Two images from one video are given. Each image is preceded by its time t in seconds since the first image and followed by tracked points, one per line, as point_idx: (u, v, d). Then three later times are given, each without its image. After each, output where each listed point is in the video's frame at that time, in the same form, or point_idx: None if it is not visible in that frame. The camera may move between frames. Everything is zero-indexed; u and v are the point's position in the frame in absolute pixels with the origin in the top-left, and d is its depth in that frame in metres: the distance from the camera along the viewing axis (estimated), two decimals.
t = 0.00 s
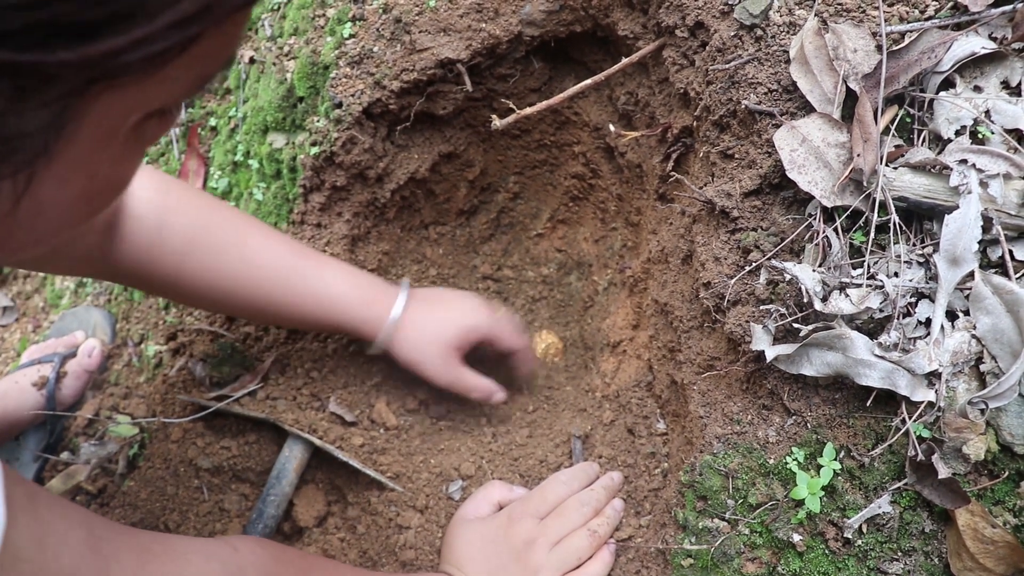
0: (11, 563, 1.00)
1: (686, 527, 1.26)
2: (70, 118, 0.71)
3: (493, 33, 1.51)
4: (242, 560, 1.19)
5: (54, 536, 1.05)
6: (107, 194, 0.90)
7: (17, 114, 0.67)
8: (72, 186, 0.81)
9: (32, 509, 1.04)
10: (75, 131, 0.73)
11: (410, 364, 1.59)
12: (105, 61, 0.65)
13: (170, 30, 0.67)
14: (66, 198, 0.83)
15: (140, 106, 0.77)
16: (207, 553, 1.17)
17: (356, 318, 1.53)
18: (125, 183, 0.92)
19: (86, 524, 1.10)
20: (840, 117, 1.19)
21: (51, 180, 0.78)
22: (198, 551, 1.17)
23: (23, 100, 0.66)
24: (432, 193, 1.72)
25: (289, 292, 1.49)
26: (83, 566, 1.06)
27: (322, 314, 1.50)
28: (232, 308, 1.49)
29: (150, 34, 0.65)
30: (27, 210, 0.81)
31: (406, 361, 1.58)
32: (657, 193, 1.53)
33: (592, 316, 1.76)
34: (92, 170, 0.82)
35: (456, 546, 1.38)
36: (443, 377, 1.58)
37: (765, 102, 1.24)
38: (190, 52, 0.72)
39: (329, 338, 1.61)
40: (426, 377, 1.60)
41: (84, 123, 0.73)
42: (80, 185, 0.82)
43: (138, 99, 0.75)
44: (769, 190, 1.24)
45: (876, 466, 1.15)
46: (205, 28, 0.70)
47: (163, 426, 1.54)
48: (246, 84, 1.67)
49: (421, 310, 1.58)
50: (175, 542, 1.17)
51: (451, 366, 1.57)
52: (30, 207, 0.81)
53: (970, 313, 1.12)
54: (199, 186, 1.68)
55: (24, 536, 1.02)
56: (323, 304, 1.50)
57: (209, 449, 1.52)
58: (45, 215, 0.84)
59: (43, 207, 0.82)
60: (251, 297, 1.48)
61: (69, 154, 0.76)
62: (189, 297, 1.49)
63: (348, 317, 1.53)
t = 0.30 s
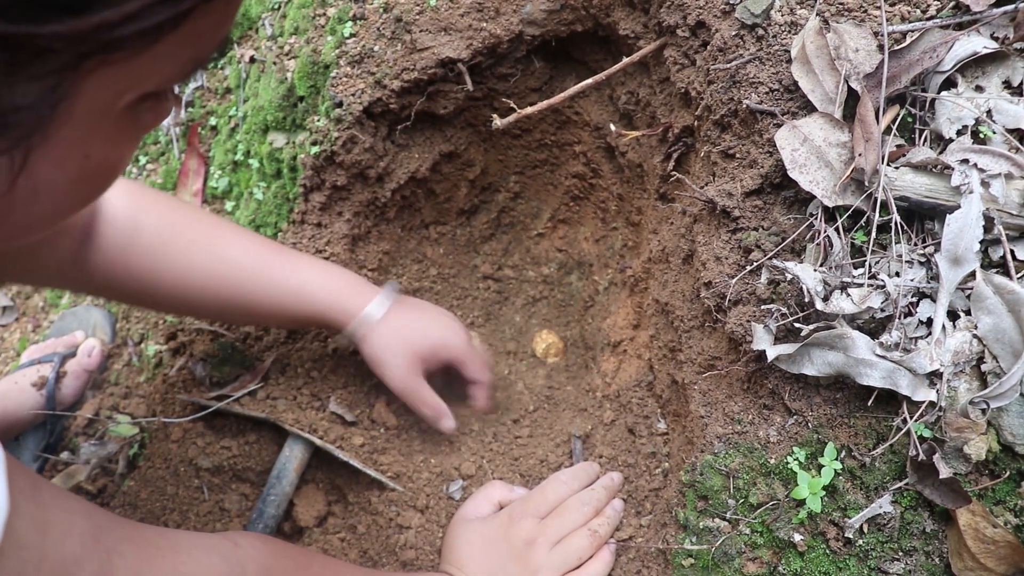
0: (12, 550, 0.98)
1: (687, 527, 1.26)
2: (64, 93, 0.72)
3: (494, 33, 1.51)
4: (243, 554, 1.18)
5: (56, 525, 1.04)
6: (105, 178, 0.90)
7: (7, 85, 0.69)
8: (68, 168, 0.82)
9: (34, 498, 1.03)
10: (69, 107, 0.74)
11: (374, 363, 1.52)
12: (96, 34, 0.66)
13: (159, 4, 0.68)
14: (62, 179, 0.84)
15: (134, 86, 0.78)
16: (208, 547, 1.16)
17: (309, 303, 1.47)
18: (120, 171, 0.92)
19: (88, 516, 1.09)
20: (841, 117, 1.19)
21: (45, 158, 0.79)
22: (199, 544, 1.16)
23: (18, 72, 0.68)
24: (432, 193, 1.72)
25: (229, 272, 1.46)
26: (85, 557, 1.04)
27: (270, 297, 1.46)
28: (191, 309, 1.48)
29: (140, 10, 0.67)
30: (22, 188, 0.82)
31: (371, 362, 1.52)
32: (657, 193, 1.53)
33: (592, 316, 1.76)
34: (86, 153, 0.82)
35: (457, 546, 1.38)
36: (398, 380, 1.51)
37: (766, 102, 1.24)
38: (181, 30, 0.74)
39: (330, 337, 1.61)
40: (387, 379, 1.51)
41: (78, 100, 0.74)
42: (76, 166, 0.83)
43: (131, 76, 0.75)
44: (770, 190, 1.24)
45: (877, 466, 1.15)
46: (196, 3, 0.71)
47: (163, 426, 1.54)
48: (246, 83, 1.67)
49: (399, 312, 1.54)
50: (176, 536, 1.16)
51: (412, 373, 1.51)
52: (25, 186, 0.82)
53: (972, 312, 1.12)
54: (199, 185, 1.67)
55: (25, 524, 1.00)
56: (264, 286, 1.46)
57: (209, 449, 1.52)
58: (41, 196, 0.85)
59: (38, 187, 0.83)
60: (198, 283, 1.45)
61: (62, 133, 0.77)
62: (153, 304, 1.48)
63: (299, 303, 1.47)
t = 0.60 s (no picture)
0: (14, 520, 0.93)
1: (686, 527, 1.26)
2: (57, 58, 0.74)
3: (492, 33, 1.51)
4: (243, 541, 1.15)
5: (58, 498, 0.99)
6: (97, 154, 0.91)
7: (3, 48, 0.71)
8: (60, 140, 0.83)
9: (35, 469, 0.98)
10: (61, 73, 0.76)
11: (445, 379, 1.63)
12: None
13: None
14: (55, 151, 0.84)
15: (125, 57, 0.79)
16: (209, 532, 1.13)
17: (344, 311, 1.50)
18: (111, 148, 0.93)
19: (89, 493, 1.04)
20: (840, 116, 1.19)
21: (37, 128, 0.80)
22: (200, 528, 1.13)
23: (10, 33, 0.70)
24: (431, 193, 1.72)
25: (260, 289, 1.46)
26: (88, 532, 1.00)
27: (305, 308, 1.47)
28: (228, 331, 1.47)
29: None
30: (17, 160, 0.82)
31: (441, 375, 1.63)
32: (656, 193, 1.53)
33: (591, 315, 1.77)
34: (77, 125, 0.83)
35: (456, 545, 1.38)
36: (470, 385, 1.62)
37: (764, 101, 1.24)
38: None
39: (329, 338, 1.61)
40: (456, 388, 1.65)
41: (70, 67, 0.76)
42: (70, 136, 0.84)
43: (123, 43, 0.77)
44: (769, 190, 1.24)
45: (876, 465, 1.15)
46: None
47: (162, 426, 1.54)
48: (245, 84, 1.67)
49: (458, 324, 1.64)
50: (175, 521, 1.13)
51: (479, 373, 1.62)
52: (19, 157, 0.82)
53: (970, 311, 1.12)
54: (198, 186, 1.67)
55: (27, 492, 0.95)
56: (298, 298, 1.46)
57: (208, 450, 1.52)
58: (34, 169, 0.85)
59: (32, 159, 0.83)
60: (233, 298, 1.44)
61: (54, 101, 0.78)
62: (172, 325, 1.46)
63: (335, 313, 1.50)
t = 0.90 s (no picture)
0: (21, 515, 0.94)
1: (685, 526, 1.26)
2: (62, 48, 0.74)
3: (491, 33, 1.51)
4: (245, 541, 1.15)
5: (64, 494, 1.00)
6: (101, 146, 0.91)
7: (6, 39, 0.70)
8: (65, 131, 0.83)
9: (41, 466, 0.99)
10: (66, 63, 0.76)
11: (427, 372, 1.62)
12: None
13: None
14: (58, 143, 0.84)
15: (127, 48, 0.79)
16: (211, 531, 1.13)
17: (311, 314, 1.48)
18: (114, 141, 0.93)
19: (93, 491, 1.05)
20: (839, 115, 1.19)
21: (41, 119, 0.80)
22: (201, 528, 1.13)
23: (11, 25, 0.70)
24: (430, 193, 1.72)
25: (232, 284, 1.46)
26: (92, 529, 1.00)
27: (271, 309, 1.46)
28: (195, 321, 1.48)
29: None
30: (20, 152, 0.82)
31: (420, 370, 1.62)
32: (656, 192, 1.53)
33: (591, 315, 1.77)
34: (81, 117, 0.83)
35: (457, 544, 1.38)
36: (454, 380, 1.62)
37: (763, 101, 1.24)
38: None
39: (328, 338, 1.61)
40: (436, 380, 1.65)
41: (75, 57, 0.75)
42: (73, 128, 0.84)
43: (128, 32, 0.77)
44: (768, 189, 1.24)
45: (875, 464, 1.15)
46: None
47: (162, 426, 1.54)
48: (244, 84, 1.67)
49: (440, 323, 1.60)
50: (177, 520, 1.13)
51: (463, 368, 1.61)
52: (23, 149, 0.82)
53: (969, 310, 1.12)
54: (197, 186, 1.68)
55: (36, 488, 0.96)
56: (266, 299, 1.46)
57: (208, 449, 1.52)
58: (38, 162, 0.85)
59: (35, 151, 0.83)
60: (204, 293, 1.45)
61: (58, 92, 0.78)
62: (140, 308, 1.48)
63: (299, 316, 1.48)
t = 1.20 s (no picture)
0: (23, 515, 0.92)
1: (687, 526, 1.26)
2: (66, 48, 0.73)
3: (491, 33, 1.51)
4: (246, 542, 1.15)
5: (66, 494, 0.98)
6: (105, 147, 0.91)
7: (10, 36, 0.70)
8: (68, 132, 0.83)
9: (43, 466, 0.97)
10: (71, 63, 0.75)
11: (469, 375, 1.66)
12: None
13: None
14: (62, 144, 0.84)
15: (132, 47, 0.79)
16: (211, 532, 1.13)
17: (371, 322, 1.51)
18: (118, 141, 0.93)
19: (94, 491, 1.03)
20: (839, 115, 1.19)
21: (45, 119, 0.79)
22: (202, 529, 1.13)
23: (16, 23, 0.70)
24: (431, 193, 1.72)
25: (287, 297, 1.45)
26: (94, 529, 0.99)
27: (331, 317, 1.47)
28: (250, 333, 1.47)
29: None
30: (25, 154, 0.82)
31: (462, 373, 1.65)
32: (656, 192, 1.53)
33: (592, 315, 1.78)
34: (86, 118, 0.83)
35: (459, 546, 1.37)
36: (502, 375, 1.65)
37: (763, 100, 1.24)
38: None
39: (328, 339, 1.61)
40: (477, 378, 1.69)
41: (79, 57, 0.75)
42: (76, 129, 0.83)
43: (132, 31, 0.77)
44: (768, 189, 1.24)
45: (876, 464, 1.15)
46: None
47: (163, 428, 1.54)
48: (244, 85, 1.67)
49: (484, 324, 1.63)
50: (177, 521, 1.12)
51: (509, 363, 1.64)
52: (26, 151, 0.82)
53: (970, 310, 1.12)
54: (197, 188, 1.68)
55: (38, 488, 0.94)
56: (324, 311, 1.46)
57: (209, 451, 1.52)
58: (41, 163, 0.85)
59: (38, 152, 0.83)
60: (258, 308, 1.45)
61: (62, 92, 0.78)
62: (186, 326, 1.47)
63: (357, 321, 1.50)
